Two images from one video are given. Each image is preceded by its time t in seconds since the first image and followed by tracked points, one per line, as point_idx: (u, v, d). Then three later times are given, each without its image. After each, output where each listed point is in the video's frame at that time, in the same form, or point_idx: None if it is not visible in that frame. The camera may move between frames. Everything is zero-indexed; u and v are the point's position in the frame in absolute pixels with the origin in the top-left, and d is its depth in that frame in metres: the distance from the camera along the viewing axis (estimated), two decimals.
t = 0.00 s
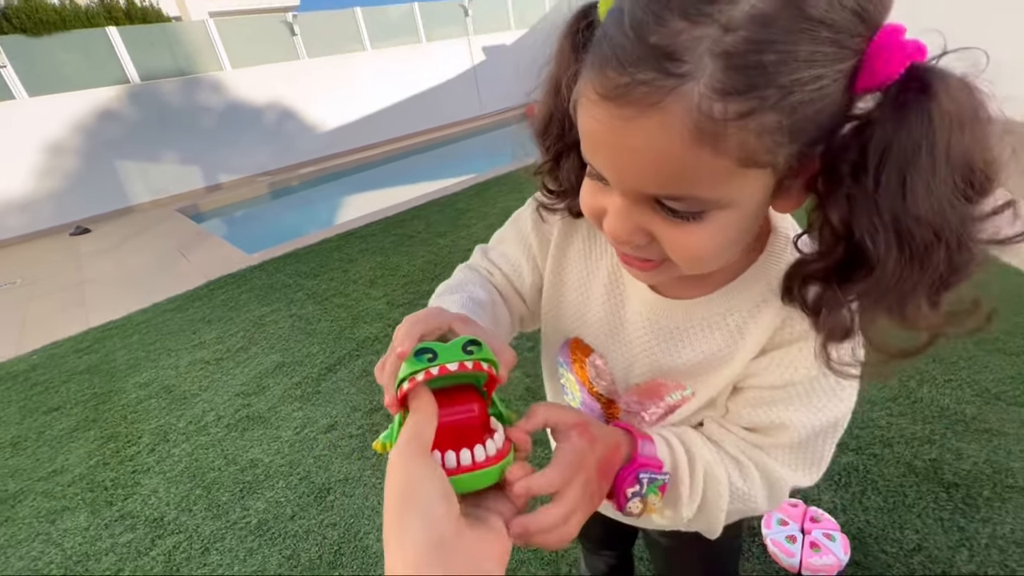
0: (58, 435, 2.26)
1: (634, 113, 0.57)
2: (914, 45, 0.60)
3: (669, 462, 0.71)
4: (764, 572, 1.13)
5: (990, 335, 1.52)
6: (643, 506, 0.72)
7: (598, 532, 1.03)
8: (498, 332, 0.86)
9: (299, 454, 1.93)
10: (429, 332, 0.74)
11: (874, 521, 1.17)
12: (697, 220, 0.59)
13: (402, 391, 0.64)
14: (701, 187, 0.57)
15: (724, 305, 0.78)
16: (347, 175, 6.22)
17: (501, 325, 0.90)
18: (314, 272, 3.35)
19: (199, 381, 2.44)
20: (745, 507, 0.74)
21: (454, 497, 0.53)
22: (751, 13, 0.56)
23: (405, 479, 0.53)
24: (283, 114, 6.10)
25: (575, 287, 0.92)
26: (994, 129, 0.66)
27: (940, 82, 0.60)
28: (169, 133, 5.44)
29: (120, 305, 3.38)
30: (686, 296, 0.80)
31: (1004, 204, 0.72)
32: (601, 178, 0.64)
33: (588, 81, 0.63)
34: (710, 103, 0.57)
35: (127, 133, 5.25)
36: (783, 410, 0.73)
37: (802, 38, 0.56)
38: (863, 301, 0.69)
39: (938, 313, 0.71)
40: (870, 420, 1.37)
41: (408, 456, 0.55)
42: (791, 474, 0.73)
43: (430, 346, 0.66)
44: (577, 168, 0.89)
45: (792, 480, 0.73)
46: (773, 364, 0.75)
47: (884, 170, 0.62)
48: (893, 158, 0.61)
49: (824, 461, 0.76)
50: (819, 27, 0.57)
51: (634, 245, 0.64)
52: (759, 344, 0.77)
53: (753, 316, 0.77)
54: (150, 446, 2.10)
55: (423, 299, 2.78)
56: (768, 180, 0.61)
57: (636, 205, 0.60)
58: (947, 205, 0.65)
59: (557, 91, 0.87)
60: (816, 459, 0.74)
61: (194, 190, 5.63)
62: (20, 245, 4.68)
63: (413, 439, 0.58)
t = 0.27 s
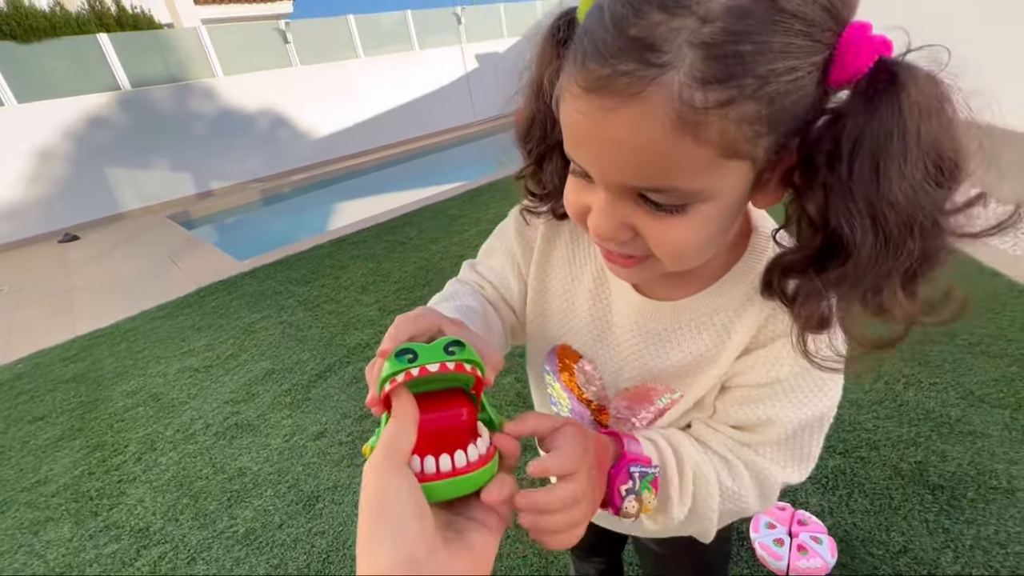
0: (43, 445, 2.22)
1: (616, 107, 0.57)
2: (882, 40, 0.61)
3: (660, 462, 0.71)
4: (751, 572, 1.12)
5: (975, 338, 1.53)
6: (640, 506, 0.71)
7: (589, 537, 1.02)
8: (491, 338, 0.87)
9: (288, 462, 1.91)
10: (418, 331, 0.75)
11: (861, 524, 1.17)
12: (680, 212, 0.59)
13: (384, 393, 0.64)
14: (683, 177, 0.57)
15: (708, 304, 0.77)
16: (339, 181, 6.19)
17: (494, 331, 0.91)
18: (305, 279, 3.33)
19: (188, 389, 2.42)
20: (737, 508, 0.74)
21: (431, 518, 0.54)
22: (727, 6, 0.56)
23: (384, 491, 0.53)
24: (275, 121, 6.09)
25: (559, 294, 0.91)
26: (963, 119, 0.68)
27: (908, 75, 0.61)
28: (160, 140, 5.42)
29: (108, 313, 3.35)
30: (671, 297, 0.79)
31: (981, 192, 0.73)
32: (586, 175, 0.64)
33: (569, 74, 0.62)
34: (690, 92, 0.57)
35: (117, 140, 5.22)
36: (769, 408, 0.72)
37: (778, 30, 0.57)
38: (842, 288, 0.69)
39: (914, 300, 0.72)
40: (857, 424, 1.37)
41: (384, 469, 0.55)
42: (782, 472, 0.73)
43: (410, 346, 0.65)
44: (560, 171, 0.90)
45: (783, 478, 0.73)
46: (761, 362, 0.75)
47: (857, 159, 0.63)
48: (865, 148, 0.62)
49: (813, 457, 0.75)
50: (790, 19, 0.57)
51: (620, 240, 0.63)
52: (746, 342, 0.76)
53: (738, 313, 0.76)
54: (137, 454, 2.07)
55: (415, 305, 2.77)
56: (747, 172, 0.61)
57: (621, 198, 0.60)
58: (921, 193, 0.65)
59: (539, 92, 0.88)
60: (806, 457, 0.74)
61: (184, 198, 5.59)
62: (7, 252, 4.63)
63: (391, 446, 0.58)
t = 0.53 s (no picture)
0: (29, 456, 2.19)
1: (609, 121, 0.55)
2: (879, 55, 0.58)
3: (647, 487, 0.69)
4: None
5: (963, 344, 1.53)
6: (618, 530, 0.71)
7: (578, 552, 1.01)
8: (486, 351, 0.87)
9: (278, 472, 1.88)
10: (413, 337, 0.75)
11: (850, 531, 1.15)
12: (675, 230, 0.57)
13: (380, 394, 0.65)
14: (678, 197, 0.54)
15: (703, 319, 0.76)
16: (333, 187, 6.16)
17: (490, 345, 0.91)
18: (297, 286, 3.32)
19: (177, 398, 2.39)
20: (728, 526, 0.72)
21: (408, 543, 0.52)
22: (722, 22, 0.53)
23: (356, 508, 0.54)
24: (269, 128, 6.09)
25: (549, 307, 0.90)
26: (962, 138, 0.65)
27: (907, 90, 0.58)
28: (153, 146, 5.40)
29: (98, 320, 3.31)
30: (662, 310, 0.79)
31: (980, 213, 0.69)
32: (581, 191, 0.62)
33: (562, 88, 0.60)
34: (686, 109, 0.54)
35: (109, 147, 5.20)
36: (767, 429, 0.70)
37: (774, 47, 0.54)
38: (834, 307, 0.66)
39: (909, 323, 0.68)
40: (845, 430, 1.35)
41: (362, 484, 0.56)
42: (780, 492, 0.71)
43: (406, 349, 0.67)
44: (550, 183, 0.89)
45: (781, 498, 0.71)
46: (756, 382, 0.72)
47: (853, 175, 0.59)
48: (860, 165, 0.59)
49: (810, 474, 0.73)
50: (788, 36, 0.54)
51: (613, 256, 0.61)
52: (742, 362, 0.74)
53: (730, 330, 0.75)
54: (125, 465, 2.05)
55: (407, 312, 2.75)
56: (744, 188, 0.58)
57: (615, 215, 0.57)
58: (923, 214, 0.62)
59: (529, 103, 0.88)
60: (802, 474, 0.72)
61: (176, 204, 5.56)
62: None
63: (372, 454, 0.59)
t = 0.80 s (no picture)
0: (20, 463, 2.17)
1: (585, 142, 0.55)
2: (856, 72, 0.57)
3: (624, 510, 0.71)
4: None
5: (955, 348, 1.53)
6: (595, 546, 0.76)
7: (574, 557, 1.00)
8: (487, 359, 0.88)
9: (272, 478, 1.87)
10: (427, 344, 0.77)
11: (844, 534, 1.14)
12: (655, 243, 0.57)
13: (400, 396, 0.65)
14: (654, 212, 0.54)
15: (690, 326, 0.75)
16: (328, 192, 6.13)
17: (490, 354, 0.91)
18: (292, 290, 3.30)
19: (170, 403, 2.37)
20: (713, 534, 0.74)
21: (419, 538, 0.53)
22: (694, 45, 0.52)
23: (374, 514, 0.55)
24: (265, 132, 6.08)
25: (541, 313, 0.89)
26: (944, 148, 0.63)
27: (883, 105, 0.57)
28: (148, 150, 5.39)
29: (91, 326, 3.29)
30: (646, 317, 0.77)
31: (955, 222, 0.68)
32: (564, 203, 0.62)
33: (541, 106, 0.60)
34: (658, 131, 0.53)
35: (104, 151, 5.18)
36: (754, 436, 0.70)
37: (748, 67, 0.53)
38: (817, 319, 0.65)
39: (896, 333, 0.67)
40: (840, 433, 1.35)
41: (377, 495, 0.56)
42: (765, 499, 0.72)
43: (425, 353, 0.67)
44: (539, 192, 0.88)
45: (766, 505, 0.72)
46: (740, 391, 0.71)
47: (832, 190, 0.58)
48: (839, 180, 0.58)
49: (798, 480, 0.74)
50: (761, 57, 0.53)
51: (597, 267, 0.62)
52: (726, 369, 0.73)
53: (718, 336, 0.74)
54: (117, 472, 2.03)
55: (402, 316, 2.74)
56: (724, 202, 0.58)
57: (597, 229, 0.58)
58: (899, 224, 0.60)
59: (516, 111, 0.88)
60: (789, 479, 0.73)
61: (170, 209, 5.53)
62: None
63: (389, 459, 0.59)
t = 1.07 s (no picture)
0: (14, 466, 2.17)
1: (534, 154, 0.56)
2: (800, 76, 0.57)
3: (590, 506, 0.70)
4: None
5: (946, 349, 1.54)
6: (563, 540, 0.74)
7: (566, 559, 1.00)
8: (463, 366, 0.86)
9: (268, 481, 1.87)
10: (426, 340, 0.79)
11: (837, 535, 1.15)
12: (611, 248, 0.58)
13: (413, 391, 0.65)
14: (606, 217, 0.55)
15: (661, 330, 0.75)
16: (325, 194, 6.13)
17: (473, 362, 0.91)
18: (288, 293, 3.30)
19: (166, 405, 2.37)
20: (681, 532, 0.72)
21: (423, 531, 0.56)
22: (629, 60, 0.52)
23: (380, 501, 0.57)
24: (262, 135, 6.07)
25: (522, 315, 0.90)
26: (883, 153, 0.64)
27: (821, 110, 0.58)
28: (144, 152, 5.38)
29: (88, 328, 3.28)
30: (622, 320, 0.77)
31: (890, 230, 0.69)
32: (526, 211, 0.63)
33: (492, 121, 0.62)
34: (597, 143, 0.54)
35: (100, 153, 5.17)
36: (720, 438, 0.69)
37: (684, 79, 0.52)
38: (761, 320, 0.64)
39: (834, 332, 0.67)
40: (833, 434, 1.35)
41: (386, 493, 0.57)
42: (733, 501, 0.71)
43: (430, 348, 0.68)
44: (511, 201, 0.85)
45: (733, 507, 0.71)
46: (708, 393, 0.70)
47: (774, 193, 0.58)
48: (781, 183, 0.58)
49: (765, 482, 0.73)
50: (695, 69, 0.53)
51: (559, 272, 0.62)
52: (691, 375, 0.73)
53: (689, 340, 0.74)
54: (112, 474, 2.02)
55: (399, 318, 2.74)
56: (679, 207, 0.58)
57: (556, 237, 0.59)
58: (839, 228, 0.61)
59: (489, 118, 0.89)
60: (757, 482, 0.71)
61: (167, 211, 5.52)
62: None
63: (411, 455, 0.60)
